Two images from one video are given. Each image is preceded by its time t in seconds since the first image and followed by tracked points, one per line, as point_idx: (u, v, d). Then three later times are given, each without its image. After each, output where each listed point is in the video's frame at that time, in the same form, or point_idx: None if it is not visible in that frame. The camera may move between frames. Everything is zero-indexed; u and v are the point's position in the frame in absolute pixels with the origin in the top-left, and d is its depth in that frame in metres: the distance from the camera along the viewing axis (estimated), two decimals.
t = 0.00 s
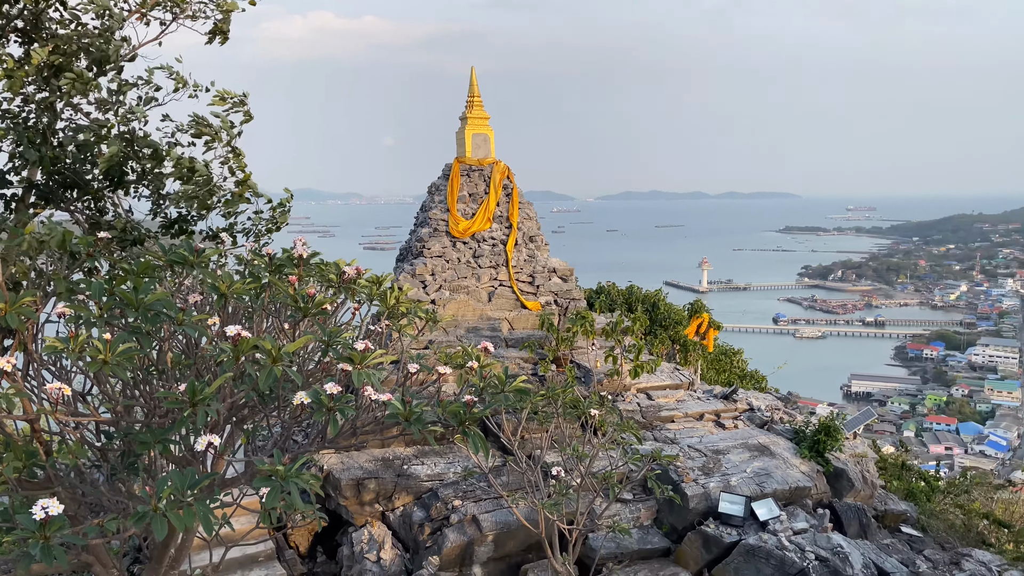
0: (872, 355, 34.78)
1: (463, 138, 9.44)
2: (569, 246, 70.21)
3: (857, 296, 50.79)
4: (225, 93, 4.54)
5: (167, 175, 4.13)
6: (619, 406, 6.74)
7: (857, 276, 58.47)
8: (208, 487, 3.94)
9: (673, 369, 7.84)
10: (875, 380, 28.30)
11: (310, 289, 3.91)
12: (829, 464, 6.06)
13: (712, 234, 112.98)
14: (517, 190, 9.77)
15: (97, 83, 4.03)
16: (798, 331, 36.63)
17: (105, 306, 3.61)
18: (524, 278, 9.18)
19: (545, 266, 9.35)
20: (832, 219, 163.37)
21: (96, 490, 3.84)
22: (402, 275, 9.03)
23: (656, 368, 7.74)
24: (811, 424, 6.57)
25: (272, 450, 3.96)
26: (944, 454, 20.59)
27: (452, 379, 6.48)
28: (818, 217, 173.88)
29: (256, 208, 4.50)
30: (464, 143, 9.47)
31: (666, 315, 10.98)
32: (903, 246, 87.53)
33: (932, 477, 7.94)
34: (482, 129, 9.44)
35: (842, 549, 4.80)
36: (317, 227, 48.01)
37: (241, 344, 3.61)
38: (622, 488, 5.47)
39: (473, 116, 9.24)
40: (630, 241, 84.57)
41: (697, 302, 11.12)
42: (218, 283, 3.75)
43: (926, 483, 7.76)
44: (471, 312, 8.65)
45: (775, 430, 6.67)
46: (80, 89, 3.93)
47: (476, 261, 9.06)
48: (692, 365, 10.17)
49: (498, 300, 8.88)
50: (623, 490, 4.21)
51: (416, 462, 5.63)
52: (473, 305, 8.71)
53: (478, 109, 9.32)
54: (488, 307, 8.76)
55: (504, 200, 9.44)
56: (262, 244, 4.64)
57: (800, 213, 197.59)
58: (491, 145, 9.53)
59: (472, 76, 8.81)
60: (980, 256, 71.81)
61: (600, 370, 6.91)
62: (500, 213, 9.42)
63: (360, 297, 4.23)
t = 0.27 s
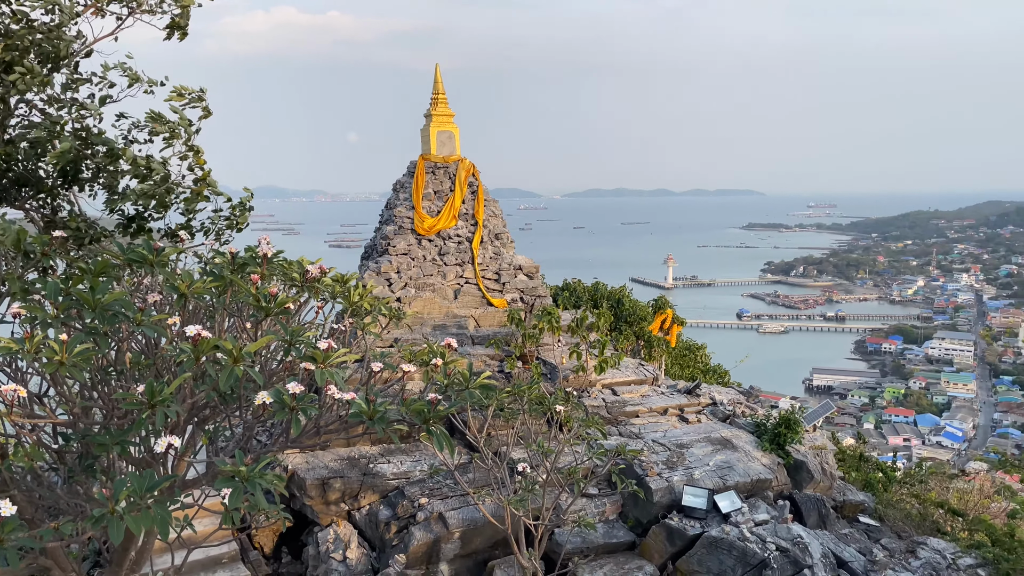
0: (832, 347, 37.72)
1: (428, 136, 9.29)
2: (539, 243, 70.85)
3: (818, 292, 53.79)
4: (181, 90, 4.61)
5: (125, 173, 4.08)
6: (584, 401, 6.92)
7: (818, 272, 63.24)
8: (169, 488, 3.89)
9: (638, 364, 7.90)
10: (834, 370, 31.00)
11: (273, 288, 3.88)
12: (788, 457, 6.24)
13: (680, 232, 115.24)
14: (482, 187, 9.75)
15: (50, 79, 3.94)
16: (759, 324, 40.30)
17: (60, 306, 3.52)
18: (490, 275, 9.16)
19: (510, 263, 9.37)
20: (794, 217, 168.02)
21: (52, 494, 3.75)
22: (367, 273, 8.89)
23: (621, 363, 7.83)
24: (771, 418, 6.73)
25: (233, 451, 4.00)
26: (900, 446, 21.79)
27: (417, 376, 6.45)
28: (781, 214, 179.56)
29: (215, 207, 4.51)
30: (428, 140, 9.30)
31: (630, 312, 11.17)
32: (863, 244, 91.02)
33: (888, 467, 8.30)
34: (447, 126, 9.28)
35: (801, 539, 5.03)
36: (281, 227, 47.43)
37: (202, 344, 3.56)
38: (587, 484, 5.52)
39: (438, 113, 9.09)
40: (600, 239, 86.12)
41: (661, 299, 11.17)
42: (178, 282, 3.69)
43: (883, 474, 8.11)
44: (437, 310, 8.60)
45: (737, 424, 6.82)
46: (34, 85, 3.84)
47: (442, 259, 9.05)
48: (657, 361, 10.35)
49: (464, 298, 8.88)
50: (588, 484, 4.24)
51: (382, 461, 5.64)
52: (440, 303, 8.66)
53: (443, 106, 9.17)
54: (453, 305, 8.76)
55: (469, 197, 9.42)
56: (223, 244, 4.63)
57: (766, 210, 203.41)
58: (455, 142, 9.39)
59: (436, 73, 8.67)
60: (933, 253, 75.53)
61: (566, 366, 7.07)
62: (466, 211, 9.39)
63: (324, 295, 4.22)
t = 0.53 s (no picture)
0: (797, 345, 40.44)
1: (394, 135, 9.22)
2: (511, 244, 71.44)
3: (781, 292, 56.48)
4: (139, 85, 4.65)
5: (83, 171, 4.01)
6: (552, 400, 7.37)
7: (782, 271, 67.25)
8: (129, 492, 3.84)
9: (604, 362, 8.25)
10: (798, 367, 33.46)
11: (234, 288, 3.83)
12: (752, 452, 6.52)
13: (650, 232, 117.27)
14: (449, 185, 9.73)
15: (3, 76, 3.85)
16: (725, 324, 43.33)
17: (15, 308, 3.43)
18: (458, 275, 9.18)
19: (477, 263, 9.39)
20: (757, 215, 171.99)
21: (8, 501, 3.66)
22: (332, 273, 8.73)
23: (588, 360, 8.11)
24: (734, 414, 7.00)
25: (195, 452, 4.06)
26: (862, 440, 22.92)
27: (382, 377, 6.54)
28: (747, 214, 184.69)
29: (177, 205, 4.48)
30: (394, 139, 9.23)
31: (596, 310, 11.37)
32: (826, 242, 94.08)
33: (847, 461, 8.92)
34: (413, 124, 9.23)
35: (763, 533, 5.22)
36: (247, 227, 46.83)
37: (162, 346, 3.50)
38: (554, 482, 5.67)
39: (404, 112, 9.04)
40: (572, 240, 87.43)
41: (627, 297, 11.67)
42: (137, 283, 3.63)
43: (843, 468, 8.68)
44: (403, 309, 8.52)
45: (701, 420, 7.11)
46: None
47: (409, 259, 9.01)
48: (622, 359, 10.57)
49: (430, 297, 8.86)
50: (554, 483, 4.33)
51: (348, 462, 5.64)
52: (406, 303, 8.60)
53: (408, 105, 9.13)
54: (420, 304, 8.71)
55: (436, 196, 9.39)
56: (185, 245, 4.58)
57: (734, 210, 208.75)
58: (422, 141, 9.34)
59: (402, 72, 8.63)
60: (892, 250, 78.52)
61: (532, 364, 7.42)
62: (432, 210, 9.37)
63: (288, 295, 4.20)
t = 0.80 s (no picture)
0: (760, 342, 41.90)
1: (358, 134, 9.10)
2: (480, 246, 71.67)
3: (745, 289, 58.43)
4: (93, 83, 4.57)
5: (37, 170, 3.91)
6: (518, 400, 7.66)
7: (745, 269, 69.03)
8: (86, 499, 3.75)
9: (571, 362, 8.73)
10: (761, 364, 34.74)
11: (194, 290, 3.75)
12: (715, 448, 7.05)
13: (618, 232, 118.86)
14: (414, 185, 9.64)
15: None
16: (690, 322, 44.64)
17: None
18: (423, 275, 9.15)
19: (443, 263, 9.37)
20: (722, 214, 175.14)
21: None
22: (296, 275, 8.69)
23: (554, 360, 8.62)
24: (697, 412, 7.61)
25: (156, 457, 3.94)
26: (823, 436, 23.88)
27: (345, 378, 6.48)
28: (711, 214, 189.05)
29: (134, 204, 4.40)
30: (358, 138, 9.12)
31: (563, 310, 11.56)
32: (789, 241, 96.53)
33: (809, 457, 9.40)
34: (378, 124, 9.13)
35: (727, 528, 5.55)
36: (208, 228, 46.02)
37: (119, 349, 3.41)
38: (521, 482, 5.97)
39: (368, 112, 8.94)
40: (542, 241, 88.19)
41: (592, 297, 11.86)
42: (94, 284, 3.55)
43: (805, 463, 9.17)
44: (369, 310, 8.58)
45: (665, 417, 7.71)
46: None
47: (374, 259, 8.96)
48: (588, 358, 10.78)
49: (396, 298, 8.86)
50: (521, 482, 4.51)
51: (313, 464, 5.60)
52: (372, 304, 8.64)
53: (372, 104, 9.03)
54: (386, 305, 8.72)
55: (401, 197, 9.31)
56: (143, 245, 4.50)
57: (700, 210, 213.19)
58: (386, 141, 9.25)
59: (366, 70, 8.53)
60: (852, 249, 80.94)
61: (499, 365, 7.73)
62: (398, 210, 9.29)
63: (250, 296, 4.14)
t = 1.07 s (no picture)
0: (723, 339, 42.75)
1: (321, 134, 9.04)
2: (448, 246, 71.75)
3: (710, 288, 59.74)
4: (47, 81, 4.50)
5: None
6: (484, 399, 7.78)
7: (708, 268, 70.32)
8: (40, 505, 3.66)
9: (538, 362, 9.12)
10: (725, 362, 35.51)
11: (153, 291, 3.67)
12: (679, 444, 7.35)
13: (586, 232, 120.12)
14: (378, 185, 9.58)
15: None
16: (655, 321, 45.61)
17: None
18: (388, 275, 9.10)
19: (408, 262, 9.33)
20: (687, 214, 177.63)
21: None
22: (258, 275, 8.60)
23: (520, 362, 8.99)
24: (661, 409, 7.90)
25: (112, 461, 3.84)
26: (785, 431, 24.56)
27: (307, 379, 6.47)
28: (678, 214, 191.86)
29: (91, 205, 4.34)
30: (321, 138, 9.05)
31: (529, 308, 11.64)
32: (751, 240, 98.58)
33: (770, 452, 9.73)
34: (340, 123, 9.07)
35: (690, 523, 5.83)
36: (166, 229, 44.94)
37: (74, 352, 3.33)
38: (488, 482, 6.22)
39: (331, 110, 8.90)
40: (510, 242, 88.72)
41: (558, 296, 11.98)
42: (48, 287, 3.47)
43: (766, 458, 9.45)
44: (333, 311, 8.49)
45: (629, 415, 8.02)
46: None
47: (338, 259, 8.87)
48: (555, 356, 10.90)
49: (361, 298, 8.77)
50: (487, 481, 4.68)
51: (277, 467, 5.56)
52: (336, 304, 8.55)
53: (336, 103, 8.99)
54: (350, 305, 8.63)
55: (364, 197, 9.24)
56: (98, 245, 4.42)
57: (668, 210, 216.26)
58: (350, 140, 9.19)
59: (328, 69, 8.50)
60: (813, 247, 82.95)
61: (464, 365, 8.00)
62: (361, 210, 9.22)
63: (210, 298, 4.09)
